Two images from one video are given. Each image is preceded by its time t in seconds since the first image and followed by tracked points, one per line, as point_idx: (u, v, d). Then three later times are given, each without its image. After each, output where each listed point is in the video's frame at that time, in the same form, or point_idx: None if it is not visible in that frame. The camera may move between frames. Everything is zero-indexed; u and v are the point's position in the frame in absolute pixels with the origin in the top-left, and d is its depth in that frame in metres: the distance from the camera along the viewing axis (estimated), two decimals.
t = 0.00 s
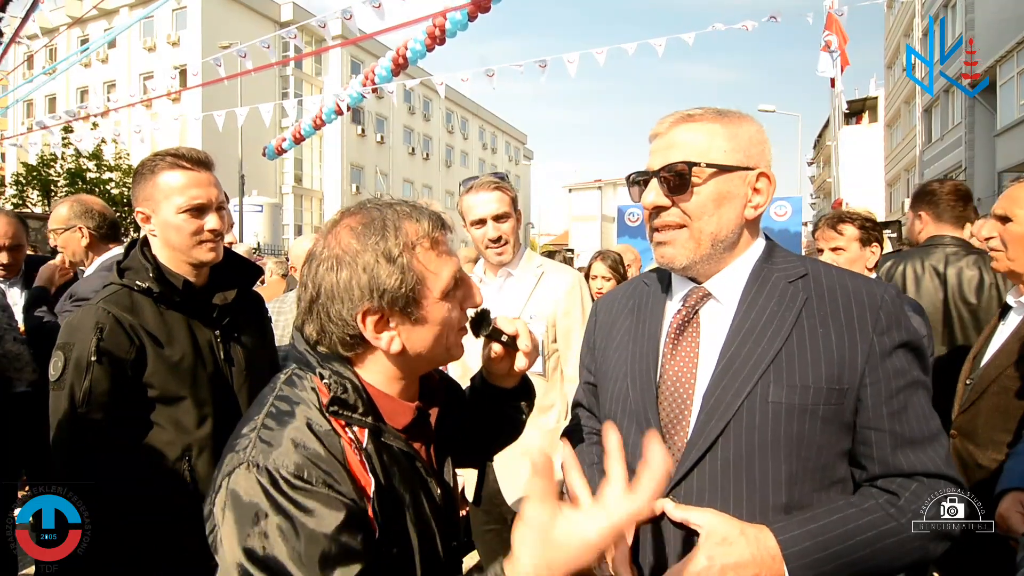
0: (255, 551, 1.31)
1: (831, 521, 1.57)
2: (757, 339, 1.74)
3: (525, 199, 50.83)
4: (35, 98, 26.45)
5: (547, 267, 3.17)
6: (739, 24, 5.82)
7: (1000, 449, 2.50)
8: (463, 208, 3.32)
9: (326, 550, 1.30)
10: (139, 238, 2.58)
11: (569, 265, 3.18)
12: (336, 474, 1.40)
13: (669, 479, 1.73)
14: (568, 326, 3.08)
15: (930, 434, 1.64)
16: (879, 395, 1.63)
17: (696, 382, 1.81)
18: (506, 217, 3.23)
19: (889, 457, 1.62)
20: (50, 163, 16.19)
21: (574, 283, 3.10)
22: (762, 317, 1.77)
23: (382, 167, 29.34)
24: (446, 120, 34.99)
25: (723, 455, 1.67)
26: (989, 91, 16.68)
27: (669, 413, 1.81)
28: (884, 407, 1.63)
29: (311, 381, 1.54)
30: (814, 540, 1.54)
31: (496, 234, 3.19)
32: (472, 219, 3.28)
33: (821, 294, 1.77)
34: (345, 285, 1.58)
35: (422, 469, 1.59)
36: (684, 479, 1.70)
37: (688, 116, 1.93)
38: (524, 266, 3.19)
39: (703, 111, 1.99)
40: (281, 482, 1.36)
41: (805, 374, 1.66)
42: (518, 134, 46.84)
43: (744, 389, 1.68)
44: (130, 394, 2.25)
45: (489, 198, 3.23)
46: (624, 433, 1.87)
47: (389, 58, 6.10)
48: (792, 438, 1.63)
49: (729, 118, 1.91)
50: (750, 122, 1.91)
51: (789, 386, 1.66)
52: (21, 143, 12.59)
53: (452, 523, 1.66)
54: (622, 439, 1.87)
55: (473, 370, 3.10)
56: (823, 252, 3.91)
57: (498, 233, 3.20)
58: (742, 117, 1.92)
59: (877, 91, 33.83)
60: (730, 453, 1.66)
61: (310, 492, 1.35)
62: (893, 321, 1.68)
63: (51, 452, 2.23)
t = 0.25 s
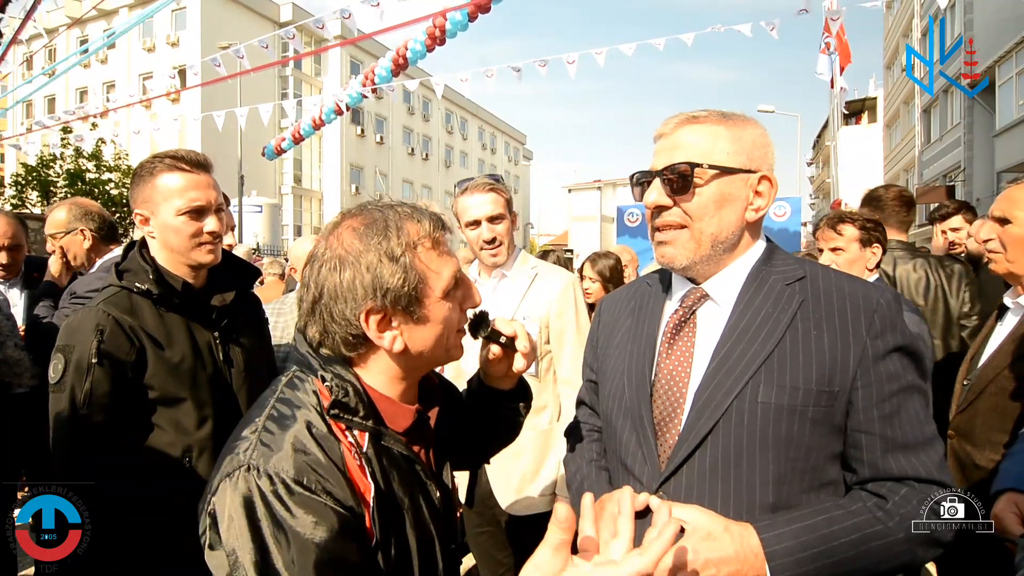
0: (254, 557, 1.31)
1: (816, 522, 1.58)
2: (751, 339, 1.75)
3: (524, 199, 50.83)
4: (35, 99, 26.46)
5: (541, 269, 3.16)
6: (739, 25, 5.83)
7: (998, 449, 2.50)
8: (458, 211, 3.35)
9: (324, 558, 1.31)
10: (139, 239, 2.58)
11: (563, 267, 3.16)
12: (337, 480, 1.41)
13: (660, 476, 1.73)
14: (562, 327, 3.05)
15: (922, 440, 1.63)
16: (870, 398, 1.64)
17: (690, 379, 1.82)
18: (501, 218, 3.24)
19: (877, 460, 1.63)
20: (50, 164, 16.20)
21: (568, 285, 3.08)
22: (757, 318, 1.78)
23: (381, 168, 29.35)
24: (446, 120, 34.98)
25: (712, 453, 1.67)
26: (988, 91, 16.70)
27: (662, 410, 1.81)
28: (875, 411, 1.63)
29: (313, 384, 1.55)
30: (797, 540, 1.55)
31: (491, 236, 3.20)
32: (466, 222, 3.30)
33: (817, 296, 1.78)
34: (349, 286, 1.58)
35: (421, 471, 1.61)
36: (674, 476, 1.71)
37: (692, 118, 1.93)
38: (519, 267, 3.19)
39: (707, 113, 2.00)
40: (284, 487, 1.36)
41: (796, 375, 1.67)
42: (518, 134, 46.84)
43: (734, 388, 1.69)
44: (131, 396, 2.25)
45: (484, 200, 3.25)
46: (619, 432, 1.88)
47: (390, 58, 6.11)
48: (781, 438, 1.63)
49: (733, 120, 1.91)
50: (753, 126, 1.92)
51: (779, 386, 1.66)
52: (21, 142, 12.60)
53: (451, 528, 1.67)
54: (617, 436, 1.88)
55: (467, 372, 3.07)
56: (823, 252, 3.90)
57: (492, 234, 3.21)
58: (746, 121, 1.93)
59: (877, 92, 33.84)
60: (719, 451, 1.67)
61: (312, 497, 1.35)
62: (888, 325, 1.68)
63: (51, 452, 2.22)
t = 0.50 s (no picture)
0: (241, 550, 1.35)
1: (810, 524, 1.59)
2: (748, 343, 1.76)
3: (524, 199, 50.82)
4: (35, 98, 26.45)
5: (538, 271, 3.15)
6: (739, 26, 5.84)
7: (995, 450, 2.51)
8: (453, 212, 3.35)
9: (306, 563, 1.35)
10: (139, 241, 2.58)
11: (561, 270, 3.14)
12: (329, 482, 1.41)
13: (657, 477, 1.75)
14: (558, 330, 3.01)
15: (918, 444, 1.64)
16: (866, 402, 1.65)
17: (689, 381, 1.83)
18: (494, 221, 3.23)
19: (872, 464, 1.64)
20: (50, 164, 16.21)
21: (565, 287, 3.05)
22: (755, 321, 1.79)
23: (381, 168, 29.36)
24: (446, 120, 34.99)
25: (709, 455, 1.68)
26: (988, 92, 16.71)
27: (661, 412, 1.82)
28: (871, 415, 1.64)
29: (317, 383, 1.55)
30: (790, 542, 1.56)
31: (484, 238, 3.20)
32: (461, 224, 3.30)
33: (816, 300, 1.78)
34: (350, 282, 1.60)
35: (422, 470, 1.63)
36: (671, 477, 1.72)
37: (695, 121, 1.94)
38: (516, 269, 3.18)
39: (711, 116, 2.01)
40: (278, 484, 1.38)
41: (793, 378, 1.68)
42: (518, 134, 46.85)
43: (731, 391, 1.70)
44: (132, 397, 2.26)
45: (478, 203, 3.24)
46: (618, 433, 1.89)
47: (391, 59, 6.12)
48: (777, 440, 1.64)
49: (736, 124, 1.92)
50: (756, 129, 1.93)
51: (776, 389, 1.67)
52: (22, 142, 12.62)
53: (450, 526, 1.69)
54: (617, 437, 1.90)
55: (465, 375, 3.03)
56: (836, 252, 3.86)
57: (486, 237, 3.21)
58: (748, 124, 1.94)
59: (877, 92, 33.84)
60: (715, 453, 1.68)
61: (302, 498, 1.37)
62: (885, 330, 1.69)
63: (52, 451, 2.23)
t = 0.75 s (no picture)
0: (231, 544, 1.35)
1: (814, 525, 1.59)
2: (752, 344, 1.76)
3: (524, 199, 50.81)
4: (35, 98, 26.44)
5: (536, 273, 3.11)
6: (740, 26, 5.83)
7: (996, 450, 2.51)
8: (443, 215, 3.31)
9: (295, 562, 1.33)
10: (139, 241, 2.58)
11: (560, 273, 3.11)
12: (321, 481, 1.41)
13: (660, 478, 1.75)
14: (555, 332, 2.96)
15: (921, 444, 1.64)
16: (869, 403, 1.65)
17: (691, 382, 1.82)
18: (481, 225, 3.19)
19: (876, 465, 1.64)
20: (51, 163, 16.21)
21: (562, 290, 3.00)
22: (758, 322, 1.79)
23: (382, 168, 29.36)
24: (446, 120, 34.99)
25: (712, 456, 1.68)
26: (989, 91, 16.69)
27: (664, 413, 1.82)
28: (874, 416, 1.64)
29: (318, 382, 1.56)
30: (794, 544, 1.56)
31: (463, 247, 3.17)
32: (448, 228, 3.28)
33: (819, 300, 1.78)
34: (350, 276, 1.61)
35: (425, 469, 1.62)
36: (674, 478, 1.72)
37: (698, 121, 1.94)
38: (513, 270, 3.13)
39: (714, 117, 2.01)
40: (269, 481, 1.38)
41: (797, 379, 1.68)
42: (518, 134, 46.83)
43: (734, 392, 1.69)
44: (132, 397, 2.27)
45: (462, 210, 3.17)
46: (621, 433, 1.89)
47: (393, 60, 6.12)
48: (780, 441, 1.64)
49: (739, 124, 1.92)
50: (759, 130, 1.93)
51: (780, 390, 1.67)
52: (23, 142, 12.64)
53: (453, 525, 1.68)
54: (619, 438, 1.89)
55: (465, 376, 2.99)
56: (848, 255, 3.82)
57: (466, 244, 3.18)
58: (751, 124, 1.94)
59: (878, 92, 33.82)
60: (718, 454, 1.68)
61: (292, 497, 1.37)
62: (889, 330, 1.69)
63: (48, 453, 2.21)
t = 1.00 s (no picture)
0: (219, 530, 1.42)
1: (820, 523, 1.59)
2: (757, 342, 1.76)
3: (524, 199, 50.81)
4: (36, 98, 26.45)
5: (529, 273, 3.08)
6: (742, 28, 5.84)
7: (998, 449, 2.50)
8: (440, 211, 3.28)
9: (276, 555, 1.37)
10: (141, 241, 2.58)
11: (554, 273, 3.08)
12: (308, 477, 1.43)
13: (665, 476, 1.75)
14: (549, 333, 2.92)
15: (926, 443, 1.65)
16: (875, 401, 1.65)
17: (696, 380, 1.82)
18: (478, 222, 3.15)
19: (881, 463, 1.64)
20: (52, 163, 16.23)
21: (555, 289, 2.98)
22: (763, 320, 1.79)
23: (383, 167, 29.36)
24: (447, 120, 35.00)
25: (718, 454, 1.68)
26: (990, 91, 16.70)
27: (669, 411, 1.82)
28: (880, 414, 1.64)
29: (320, 379, 1.60)
30: (800, 541, 1.56)
31: (460, 241, 3.12)
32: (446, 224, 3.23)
33: (824, 299, 1.79)
34: (355, 270, 1.62)
35: (426, 473, 1.60)
36: (679, 476, 1.72)
37: (703, 119, 1.94)
38: (507, 270, 3.11)
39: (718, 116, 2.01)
40: (258, 474, 1.44)
41: (802, 377, 1.68)
42: (519, 134, 46.82)
43: (740, 390, 1.70)
44: (134, 396, 2.27)
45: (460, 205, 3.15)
46: (625, 431, 1.89)
47: (395, 61, 6.12)
48: (786, 439, 1.64)
49: (744, 123, 1.92)
50: (764, 128, 1.93)
51: (786, 388, 1.67)
52: (24, 142, 12.64)
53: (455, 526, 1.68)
54: (624, 436, 1.89)
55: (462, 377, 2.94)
56: (855, 252, 3.83)
57: (463, 239, 3.13)
58: (756, 123, 1.94)
59: (879, 91, 33.80)
60: (724, 452, 1.68)
61: (278, 491, 1.41)
62: (894, 329, 1.69)
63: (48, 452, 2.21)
